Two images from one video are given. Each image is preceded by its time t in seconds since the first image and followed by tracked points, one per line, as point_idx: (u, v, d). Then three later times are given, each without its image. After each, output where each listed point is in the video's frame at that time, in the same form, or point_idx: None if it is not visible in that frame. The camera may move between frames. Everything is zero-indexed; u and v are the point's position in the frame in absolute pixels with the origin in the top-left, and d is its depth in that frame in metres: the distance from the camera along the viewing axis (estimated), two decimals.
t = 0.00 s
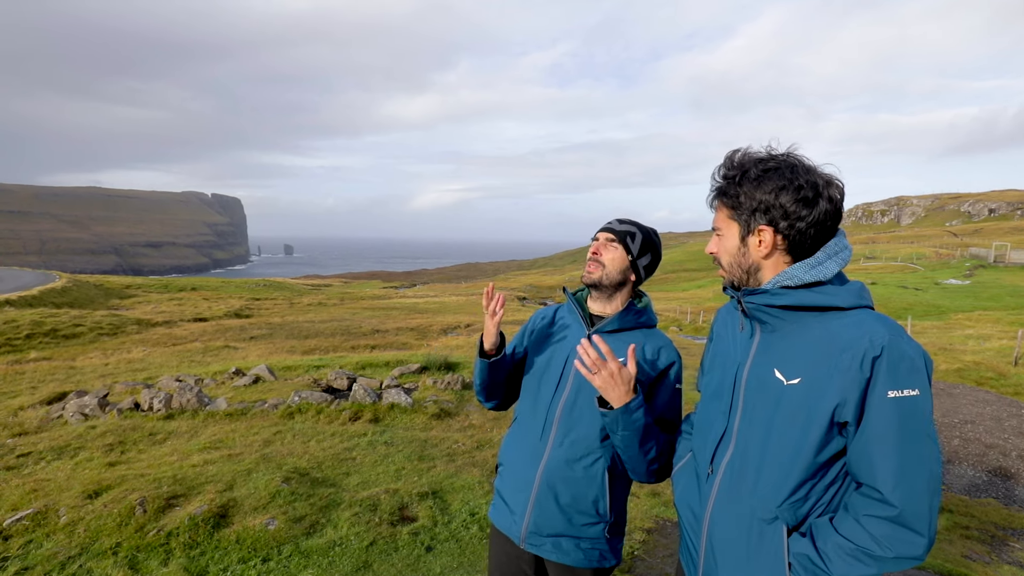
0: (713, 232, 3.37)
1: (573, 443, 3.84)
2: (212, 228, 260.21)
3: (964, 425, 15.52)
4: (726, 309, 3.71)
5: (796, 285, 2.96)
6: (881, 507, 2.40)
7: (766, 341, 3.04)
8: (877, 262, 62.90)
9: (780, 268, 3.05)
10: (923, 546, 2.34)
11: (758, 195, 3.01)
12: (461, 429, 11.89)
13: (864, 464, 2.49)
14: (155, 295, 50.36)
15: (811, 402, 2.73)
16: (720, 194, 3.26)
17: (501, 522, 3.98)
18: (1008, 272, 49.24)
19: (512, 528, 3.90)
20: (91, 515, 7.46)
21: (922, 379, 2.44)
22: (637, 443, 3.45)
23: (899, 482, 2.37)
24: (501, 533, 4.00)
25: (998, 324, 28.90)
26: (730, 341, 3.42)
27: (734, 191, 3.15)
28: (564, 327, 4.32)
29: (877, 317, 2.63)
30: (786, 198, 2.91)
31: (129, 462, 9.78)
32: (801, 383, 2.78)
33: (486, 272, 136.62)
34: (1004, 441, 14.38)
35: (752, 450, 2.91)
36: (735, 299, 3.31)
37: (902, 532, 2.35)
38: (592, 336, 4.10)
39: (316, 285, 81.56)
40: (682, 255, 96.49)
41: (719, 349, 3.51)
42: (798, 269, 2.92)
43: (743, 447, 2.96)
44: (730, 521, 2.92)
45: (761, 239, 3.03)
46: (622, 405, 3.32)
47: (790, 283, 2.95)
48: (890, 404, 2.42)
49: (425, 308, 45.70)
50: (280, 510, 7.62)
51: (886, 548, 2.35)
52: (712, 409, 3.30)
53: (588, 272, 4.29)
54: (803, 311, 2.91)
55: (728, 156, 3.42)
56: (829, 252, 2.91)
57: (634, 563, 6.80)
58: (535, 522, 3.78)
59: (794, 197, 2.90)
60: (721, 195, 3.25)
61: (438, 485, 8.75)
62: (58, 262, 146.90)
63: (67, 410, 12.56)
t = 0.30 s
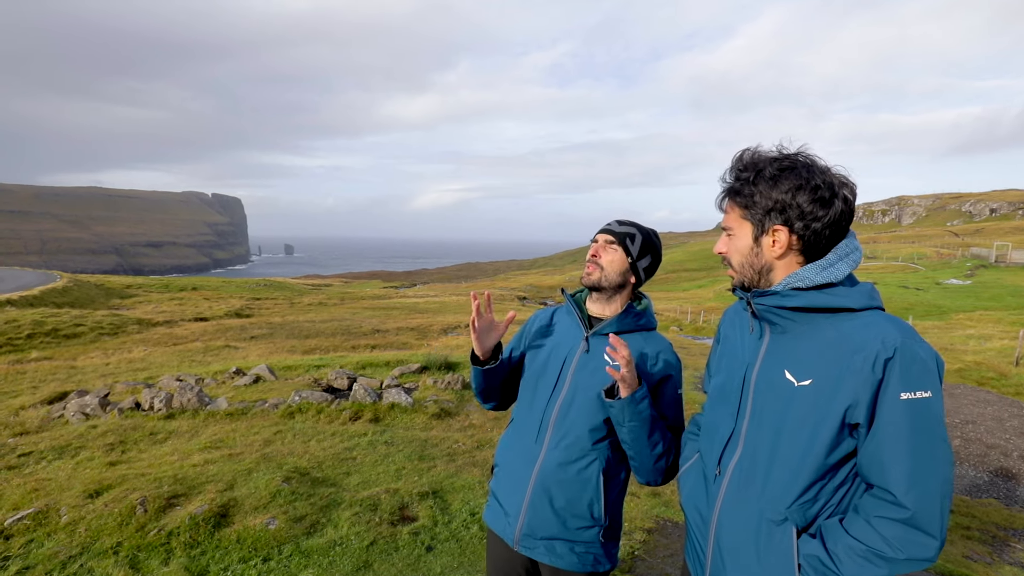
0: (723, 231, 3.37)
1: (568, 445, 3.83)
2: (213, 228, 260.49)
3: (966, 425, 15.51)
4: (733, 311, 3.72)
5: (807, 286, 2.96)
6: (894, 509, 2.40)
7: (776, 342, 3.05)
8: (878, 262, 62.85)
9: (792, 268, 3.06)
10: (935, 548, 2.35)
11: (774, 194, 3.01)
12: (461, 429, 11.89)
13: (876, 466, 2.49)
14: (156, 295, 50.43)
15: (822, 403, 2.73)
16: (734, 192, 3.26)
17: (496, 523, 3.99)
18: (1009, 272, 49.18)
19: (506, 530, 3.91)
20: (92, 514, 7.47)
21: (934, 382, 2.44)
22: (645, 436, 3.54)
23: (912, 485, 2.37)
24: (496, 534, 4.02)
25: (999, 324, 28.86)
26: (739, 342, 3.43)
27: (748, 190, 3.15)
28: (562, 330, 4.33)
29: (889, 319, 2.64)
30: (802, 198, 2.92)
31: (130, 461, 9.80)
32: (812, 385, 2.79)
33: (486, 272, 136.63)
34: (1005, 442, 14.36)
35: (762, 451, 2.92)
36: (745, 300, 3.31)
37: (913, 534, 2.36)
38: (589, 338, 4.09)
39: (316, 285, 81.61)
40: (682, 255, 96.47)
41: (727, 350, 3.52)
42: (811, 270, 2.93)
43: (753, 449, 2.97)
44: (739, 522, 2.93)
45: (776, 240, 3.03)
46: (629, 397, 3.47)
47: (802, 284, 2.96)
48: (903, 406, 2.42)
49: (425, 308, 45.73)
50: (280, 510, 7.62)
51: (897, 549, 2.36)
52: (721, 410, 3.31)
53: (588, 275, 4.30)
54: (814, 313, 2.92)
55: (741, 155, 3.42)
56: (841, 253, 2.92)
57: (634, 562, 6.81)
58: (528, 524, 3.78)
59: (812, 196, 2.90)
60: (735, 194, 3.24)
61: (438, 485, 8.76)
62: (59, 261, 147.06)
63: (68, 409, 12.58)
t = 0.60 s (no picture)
0: (730, 230, 3.34)
1: (570, 447, 3.81)
2: (213, 228, 260.52)
3: (966, 424, 15.50)
4: (738, 310, 3.71)
5: (818, 285, 2.94)
6: (904, 507, 2.38)
7: (785, 340, 3.04)
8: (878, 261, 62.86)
9: (800, 267, 3.05)
10: (945, 546, 2.33)
11: (783, 192, 2.99)
12: (462, 428, 11.87)
13: (886, 464, 2.48)
14: (157, 295, 50.46)
15: (831, 401, 2.72)
16: (742, 189, 3.23)
17: (496, 525, 3.99)
18: (1010, 270, 49.13)
19: (506, 532, 3.89)
20: (92, 514, 7.46)
21: (943, 380, 2.43)
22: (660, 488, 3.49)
23: (922, 483, 2.36)
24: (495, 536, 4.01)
25: (999, 322, 28.87)
26: (745, 341, 3.42)
27: (756, 188, 3.13)
28: (566, 331, 4.31)
29: (897, 317, 2.62)
30: (812, 195, 2.90)
31: (130, 461, 9.79)
32: (822, 383, 2.77)
33: (487, 271, 136.63)
34: (1005, 440, 14.36)
35: (770, 450, 2.91)
36: (752, 300, 3.30)
37: (923, 533, 2.34)
38: (594, 340, 4.07)
39: (317, 285, 81.57)
40: (682, 254, 96.44)
41: (732, 349, 3.52)
42: (820, 268, 2.91)
43: (760, 447, 2.96)
44: (745, 521, 2.92)
45: (785, 237, 3.01)
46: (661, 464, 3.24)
47: (811, 282, 2.94)
48: (914, 403, 2.40)
49: (426, 308, 45.74)
50: (280, 510, 7.61)
51: (907, 547, 2.33)
52: (729, 410, 3.30)
53: (593, 276, 4.26)
54: (823, 312, 2.91)
55: (747, 154, 3.41)
56: (850, 252, 2.91)
57: (635, 561, 6.80)
58: (529, 527, 3.76)
59: (821, 193, 2.88)
60: (743, 192, 3.22)
61: (439, 484, 8.74)
62: (59, 262, 147.11)
63: (69, 409, 12.58)
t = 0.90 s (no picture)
0: (733, 229, 3.33)
1: (575, 446, 3.81)
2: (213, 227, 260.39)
3: (965, 423, 15.49)
4: (741, 310, 3.71)
5: (821, 285, 2.93)
6: (906, 507, 2.37)
7: (788, 340, 3.03)
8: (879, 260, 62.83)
9: (803, 266, 3.04)
10: (947, 546, 2.32)
11: (788, 191, 2.98)
12: (462, 427, 11.85)
13: (889, 464, 2.47)
14: (157, 294, 50.42)
15: (835, 401, 2.71)
16: (747, 189, 3.22)
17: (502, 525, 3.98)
18: (1010, 270, 49.07)
19: (512, 532, 3.88)
20: (92, 513, 7.45)
21: (947, 379, 2.42)
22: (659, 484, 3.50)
23: (925, 482, 2.35)
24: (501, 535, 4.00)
25: (1000, 322, 28.84)
26: (748, 341, 3.41)
27: (761, 187, 3.12)
28: (570, 331, 4.31)
29: (902, 317, 2.61)
30: (817, 195, 2.89)
31: (130, 460, 9.78)
32: (825, 383, 2.76)
33: (487, 271, 136.59)
34: (1005, 440, 14.35)
35: (773, 450, 2.90)
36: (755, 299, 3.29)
37: (927, 532, 2.33)
38: (597, 339, 4.06)
39: (317, 283, 81.54)
40: (682, 253, 96.34)
41: (734, 349, 3.51)
42: (823, 268, 2.90)
43: (763, 447, 2.95)
44: (748, 521, 2.91)
45: (789, 237, 3.00)
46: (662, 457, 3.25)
47: (815, 282, 2.93)
48: (918, 404, 2.40)
49: (426, 306, 45.71)
50: (280, 509, 7.60)
51: (910, 547, 2.32)
52: (731, 410, 3.29)
53: (596, 278, 4.24)
54: (825, 311, 2.91)
55: (751, 153, 3.39)
56: (853, 252, 2.90)
57: (635, 560, 6.79)
58: (535, 527, 3.75)
59: (827, 193, 2.87)
60: (748, 190, 3.20)
61: (438, 484, 8.73)
62: (59, 260, 147.06)
63: (68, 408, 12.54)
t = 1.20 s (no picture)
0: (731, 229, 3.31)
1: (582, 446, 3.80)
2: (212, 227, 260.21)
3: (965, 421, 15.48)
4: (739, 309, 3.71)
5: (819, 284, 2.92)
6: (906, 504, 2.36)
7: (786, 339, 3.01)
8: (878, 258, 62.88)
9: (803, 266, 3.02)
10: (946, 543, 2.31)
11: (787, 191, 2.96)
12: (461, 427, 11.84)
13: (888, 461, 2.45)
14: (156, 295, 50.39)
15: (834, 399, 2.70)
16: (744, 189, 3.20)
17: (511, 528, 3.94)
18: (1009, 268, 49.11)
19: (522, 534, 3.85)
20: (91, 514, 7.43)
21: (946, 377, 2.41)
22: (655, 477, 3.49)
23: (924, 480, 2.33)
24: (509, 538, 3.97)
25: (999, 320, 28.85)
26: (746, 339, 3.40)
27: (759, 187, 3.10)
28: (570, 331, 4.30)
29: (901, 315, 2.60)
30: (814, 194, 2.88)
31: (129, 461, 9.76)
32: (824, 382, 2.75)
33: (486, 270, 136.56)
34: (1005, 437, 14.35)
35: (773, 448, 2.88)
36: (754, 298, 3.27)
37: (925, 530, 2.32)
38: (599, 338, 4.04)
39: (317, 283, 81.49)
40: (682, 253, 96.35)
41: (734, 348, 3.49)
42: (822, 267, 2.88)
43: (763, 445, 2.93)
44: (749, 520, 2.89)
45: (789, 236, 2.98)
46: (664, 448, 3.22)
47: (814, 281, 2.91)
48: (916, 402, 2.38)
49: (426, 306, 45.70)
50: (279, 509, 7.58)
51: (909, 545, 2.31)
52: (731, 409, 3.27)
53: (620, 286, 4.10)
54: (824, 310, 2.88)
55: (749, 154, 3.38)
56: (851, 251, 2.88)
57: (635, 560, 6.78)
58: (546, 527, 3.73)
59: (831, 194, 2.85)
60: (747, 190, 3.18)
61: (438, 483, 8.72)
62: (59, 260, 146.89)
63: (67, 409, 12.52)
